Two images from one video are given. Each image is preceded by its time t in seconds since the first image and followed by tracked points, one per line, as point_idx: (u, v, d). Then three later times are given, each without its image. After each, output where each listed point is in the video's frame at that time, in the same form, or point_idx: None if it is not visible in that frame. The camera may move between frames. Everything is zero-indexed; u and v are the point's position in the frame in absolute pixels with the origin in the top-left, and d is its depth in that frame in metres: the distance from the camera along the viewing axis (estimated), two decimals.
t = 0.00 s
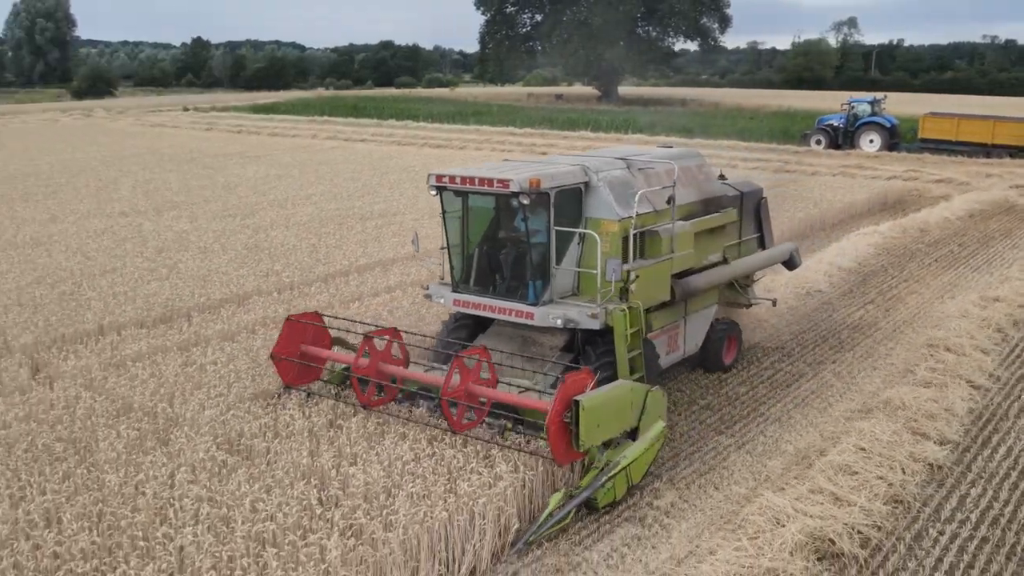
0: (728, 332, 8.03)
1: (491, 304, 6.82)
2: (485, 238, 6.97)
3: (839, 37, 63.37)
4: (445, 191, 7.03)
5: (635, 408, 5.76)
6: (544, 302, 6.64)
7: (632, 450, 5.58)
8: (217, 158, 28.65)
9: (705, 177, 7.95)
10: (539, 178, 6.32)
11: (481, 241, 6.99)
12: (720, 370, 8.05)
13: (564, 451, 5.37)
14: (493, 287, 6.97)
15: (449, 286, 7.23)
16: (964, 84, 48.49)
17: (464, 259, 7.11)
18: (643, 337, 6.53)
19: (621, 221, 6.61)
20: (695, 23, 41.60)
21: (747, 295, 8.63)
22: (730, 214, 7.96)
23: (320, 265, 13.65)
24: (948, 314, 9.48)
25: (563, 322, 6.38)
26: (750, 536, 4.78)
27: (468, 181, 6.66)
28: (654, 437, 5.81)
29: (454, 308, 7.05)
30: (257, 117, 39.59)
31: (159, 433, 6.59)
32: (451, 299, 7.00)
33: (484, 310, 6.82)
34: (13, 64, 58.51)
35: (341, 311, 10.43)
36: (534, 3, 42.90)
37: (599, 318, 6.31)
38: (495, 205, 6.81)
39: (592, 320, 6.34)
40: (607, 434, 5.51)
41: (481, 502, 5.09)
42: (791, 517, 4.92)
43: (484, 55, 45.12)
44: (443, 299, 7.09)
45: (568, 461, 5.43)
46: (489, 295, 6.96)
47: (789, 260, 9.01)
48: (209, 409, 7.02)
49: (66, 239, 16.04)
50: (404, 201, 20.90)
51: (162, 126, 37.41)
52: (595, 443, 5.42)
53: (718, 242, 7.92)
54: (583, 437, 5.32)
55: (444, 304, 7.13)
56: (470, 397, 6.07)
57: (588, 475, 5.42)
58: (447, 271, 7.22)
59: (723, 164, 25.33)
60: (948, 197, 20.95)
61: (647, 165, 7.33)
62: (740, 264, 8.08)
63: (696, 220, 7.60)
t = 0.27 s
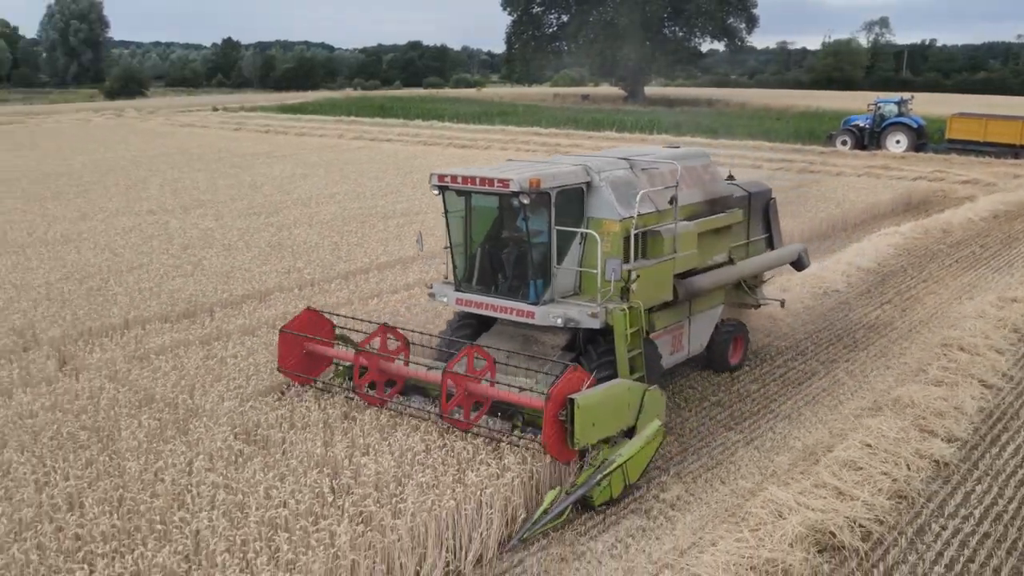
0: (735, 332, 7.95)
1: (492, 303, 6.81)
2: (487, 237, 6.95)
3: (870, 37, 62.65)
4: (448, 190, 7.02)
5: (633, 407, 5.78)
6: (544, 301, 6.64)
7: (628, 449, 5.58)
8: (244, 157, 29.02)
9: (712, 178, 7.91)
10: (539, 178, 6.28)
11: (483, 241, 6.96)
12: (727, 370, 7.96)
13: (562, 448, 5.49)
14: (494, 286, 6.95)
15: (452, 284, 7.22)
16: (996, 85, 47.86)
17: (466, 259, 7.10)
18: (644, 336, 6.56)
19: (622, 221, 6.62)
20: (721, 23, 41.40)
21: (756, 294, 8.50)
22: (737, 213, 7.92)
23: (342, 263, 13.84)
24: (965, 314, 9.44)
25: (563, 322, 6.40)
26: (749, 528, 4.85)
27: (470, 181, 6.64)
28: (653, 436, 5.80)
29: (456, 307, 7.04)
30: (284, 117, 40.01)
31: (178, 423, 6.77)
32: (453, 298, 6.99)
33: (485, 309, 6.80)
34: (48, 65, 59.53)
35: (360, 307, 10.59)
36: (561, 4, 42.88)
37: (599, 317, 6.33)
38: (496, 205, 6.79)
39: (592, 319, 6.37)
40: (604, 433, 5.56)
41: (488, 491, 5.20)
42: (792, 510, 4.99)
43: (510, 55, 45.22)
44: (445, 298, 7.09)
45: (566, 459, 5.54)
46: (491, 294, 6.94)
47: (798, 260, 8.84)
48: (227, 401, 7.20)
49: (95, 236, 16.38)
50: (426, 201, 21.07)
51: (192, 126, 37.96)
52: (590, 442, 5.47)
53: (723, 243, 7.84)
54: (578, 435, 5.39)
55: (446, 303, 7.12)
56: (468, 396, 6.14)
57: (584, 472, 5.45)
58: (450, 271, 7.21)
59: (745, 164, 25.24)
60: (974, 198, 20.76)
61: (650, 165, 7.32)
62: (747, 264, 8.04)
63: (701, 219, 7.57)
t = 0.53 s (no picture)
0: (738, 331, 7.86)
1: (492, 301, 6.82)
2: (487, 235, 6.94)
3: (898, 37, 61.96)
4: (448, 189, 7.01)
5: (628, 403, 5.75)
6: (543, 300, 6.64)
7: (622, 445, 5.56)
8: (268, 156, 29.32)
9: (716, 178, 7.84)
10: (536, 177, 6.25)
11: (484, 239, 6.95)
12: (730, 371, 7.87)
13: (555, 445, 5.47)
14: (494, 284, 6.95)
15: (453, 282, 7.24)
16: None
17: (467, 257, 7.10)
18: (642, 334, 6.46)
19: (622, 219, 6.56)
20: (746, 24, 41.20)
21: (760, 295, 8.48)
22: (741, 213, 7.85)
23: (360, 260, 14.02)
24: (979, 312, 9.40)
25: (561, 320, 6.35)
26: (748, 520, 4.92)
27: (469, 179, 6.63)
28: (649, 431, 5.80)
29: (457, 305, 7.06)
30: (308, 117, 40.36)
31: (195, 414, 6.94)
32: (453, 296, 7.01)
33: (485, 307, 6.82)
34: (77, 66, 60.33)
35: (376, 303, 10.74)
36: (585, 4, 42.88)
37: (597, 316, 6.28)
38: (496, 204, 6.79)
39: (590, 316, 6.32)
40: (597, 429, 5.54)
41: (494, 481, 5.31)
42: (792, 501, 5.07)
43: (534, 55, 45.30)
44: (446, 297, 7.11)
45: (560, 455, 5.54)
46: (491, 292, 6.95)
47: (803, 259, 8.76)
48: (244, 392, 7.38)
49: (121, 233, 16.69)
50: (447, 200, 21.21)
51: (217, 125, 38.38)
52: (584, 439, 5.45)
53: (726, 242, 7.78)
54: (570, 433, 5.37)
55: (447, 301, 7.15)
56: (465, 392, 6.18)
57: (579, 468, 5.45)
58: (451, 269, 7.22)
59: (766, 164, 25.14)
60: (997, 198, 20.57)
61: (652, 165, 7.29)
62: (749, 263, 7.97)
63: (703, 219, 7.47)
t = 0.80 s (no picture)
0: (738, 331, 7.90)
1: (490, 299, 6.82)
2: (486, 234, 6.92)
3: (924, 37, 61.30)
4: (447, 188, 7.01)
5: (619, 400, 5.82)
6: (540, 298, 6.64)
7: (615, 441, 5.63)
8: (289, 156, 29.60)
9: (716, 177, 7.81)
10: (533, 176, 6.26)
11: (482, 238, 6.94)
12: (734, 370, 7.93)
13: (547, 443, 5.55)
14: (493, 283, 6.94)
15: (453, 280, 7.24)
16: None
17: (465, 255, 7.10)
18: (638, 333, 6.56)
19: (620, 218, 6.58)
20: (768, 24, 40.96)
21: (763, 295, 8.54)
22: (740, 213, 7.83)
23: (377, 257, 14.18)
24: (991, 311, 9.38)
25: (557, 318, 6.38)
26: (746, 510, 5.01)
27: (467, 178, 6.63)
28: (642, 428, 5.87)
29: (456, 303, 7.07)
30: (330, 117, 40.67)
31: (210, 404, 7.13)
32: (452, 294, 7.02)
33: (483, 306, 6.83)
34: (104, 66, 61.13)
35: (390, 299, 10.89)
36: (606, 4, 42.85)
37: (593, 314, 6.32)
38: (493, 203, 6.79)
39: (586, 315, 6.35)
40: (589, 426, 5.62)
41: (497, 471, 5.41)
42: (791, 493, 5.15)
43: (555, 55, 45.31)
44: (445, 294, 7.12)
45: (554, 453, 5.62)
46: (489, 290, 6.95)
47: (805, 260, 8.76)
48: (258, 384, 7.55)
49: (143, 230, 16.96)
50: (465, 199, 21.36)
51: (240, 125, 38.80)
52: (575, 435, 5.52)
53: (726, 242, 7.79)
54: (562, 429, 5.43)
55: (447, 299, 7.16)
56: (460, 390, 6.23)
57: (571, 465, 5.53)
58: (450, 267, 7.22)
59: (785, 164, 25.05)
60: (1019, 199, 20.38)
61: (651, 164, 7.28)
62: (749, 263, 7.96)
63: (702, 219, 7.48)
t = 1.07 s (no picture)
0: (738, 330, 7.87)
1: (488, 297, 6.82)
2: (484, 232, 6.90)
3: (948, 37, 60.74)
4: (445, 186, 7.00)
5: (613, 396, 5.84)
6: (537, 296, 6.64)
7: (606, 436, 5.65)
8: (308, 154, 29.88)
9: (715, 176, 7.75)
10: (528, 174, 6.25)
11: (480, 236, 6.92)
12: (733, 369, 7.89)
13: (540, 438, 5.56)
14: (491, 281, 6.94)
15: (452, 278, 7.24)
16: None
17: (464, 253, 7.10)
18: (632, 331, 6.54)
19: (616, 217, 6.56)
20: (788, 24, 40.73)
21: (766, 294, 8.51)
22: (741, 212, 7.78)
23: (393, 254, 14.35)
24: (1002, 309, 9.36)
25: (553, 316, 6.38)
26: (744, 501, 5.11)
27: (463, 177, 6.62)
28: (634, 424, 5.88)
29: (455, 301, 7.08)
30: (350, 116, 40.99)
31: (226, 395, 7.31)
32: (451, 292, 7.02)
33: (481, 303, 6.83)
34: (128, 66, 61.87)
35: (403, 295, 11.03)
36: (626, 4, 42.85)
37: (588, 312, 6.26)
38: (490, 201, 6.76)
39: (581, 313, 6.29)
40: (581, 421, 5.64)
41: (503, 460, 5.57)
42: (790, 484, 5.24)
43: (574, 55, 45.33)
44: (444, 292, 7.12)
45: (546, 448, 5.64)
46: (487, 288, 6.95)
47: (807, 259, 8.73)
48: (272, 376, 7.72)
49: (164, 228, 17.24)
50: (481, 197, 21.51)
51: (261, 125, 39.19)
52: (567, 431, 5.55)
53: (726, 241, 7.76)
54: (553, 425, 5.46)
55: (446, 297, 7.16)
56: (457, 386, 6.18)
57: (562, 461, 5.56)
58: (450, 264, 7.23)
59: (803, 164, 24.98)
60: None
61: (649, 163, 7.21)
62: (750, 263, 7.93)
63: (700, 218, 7.42)
